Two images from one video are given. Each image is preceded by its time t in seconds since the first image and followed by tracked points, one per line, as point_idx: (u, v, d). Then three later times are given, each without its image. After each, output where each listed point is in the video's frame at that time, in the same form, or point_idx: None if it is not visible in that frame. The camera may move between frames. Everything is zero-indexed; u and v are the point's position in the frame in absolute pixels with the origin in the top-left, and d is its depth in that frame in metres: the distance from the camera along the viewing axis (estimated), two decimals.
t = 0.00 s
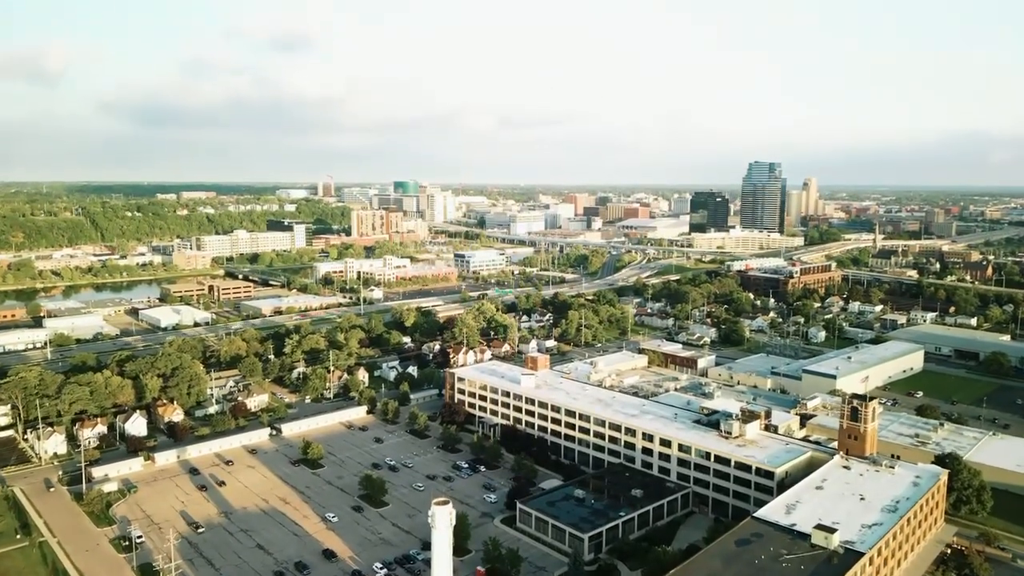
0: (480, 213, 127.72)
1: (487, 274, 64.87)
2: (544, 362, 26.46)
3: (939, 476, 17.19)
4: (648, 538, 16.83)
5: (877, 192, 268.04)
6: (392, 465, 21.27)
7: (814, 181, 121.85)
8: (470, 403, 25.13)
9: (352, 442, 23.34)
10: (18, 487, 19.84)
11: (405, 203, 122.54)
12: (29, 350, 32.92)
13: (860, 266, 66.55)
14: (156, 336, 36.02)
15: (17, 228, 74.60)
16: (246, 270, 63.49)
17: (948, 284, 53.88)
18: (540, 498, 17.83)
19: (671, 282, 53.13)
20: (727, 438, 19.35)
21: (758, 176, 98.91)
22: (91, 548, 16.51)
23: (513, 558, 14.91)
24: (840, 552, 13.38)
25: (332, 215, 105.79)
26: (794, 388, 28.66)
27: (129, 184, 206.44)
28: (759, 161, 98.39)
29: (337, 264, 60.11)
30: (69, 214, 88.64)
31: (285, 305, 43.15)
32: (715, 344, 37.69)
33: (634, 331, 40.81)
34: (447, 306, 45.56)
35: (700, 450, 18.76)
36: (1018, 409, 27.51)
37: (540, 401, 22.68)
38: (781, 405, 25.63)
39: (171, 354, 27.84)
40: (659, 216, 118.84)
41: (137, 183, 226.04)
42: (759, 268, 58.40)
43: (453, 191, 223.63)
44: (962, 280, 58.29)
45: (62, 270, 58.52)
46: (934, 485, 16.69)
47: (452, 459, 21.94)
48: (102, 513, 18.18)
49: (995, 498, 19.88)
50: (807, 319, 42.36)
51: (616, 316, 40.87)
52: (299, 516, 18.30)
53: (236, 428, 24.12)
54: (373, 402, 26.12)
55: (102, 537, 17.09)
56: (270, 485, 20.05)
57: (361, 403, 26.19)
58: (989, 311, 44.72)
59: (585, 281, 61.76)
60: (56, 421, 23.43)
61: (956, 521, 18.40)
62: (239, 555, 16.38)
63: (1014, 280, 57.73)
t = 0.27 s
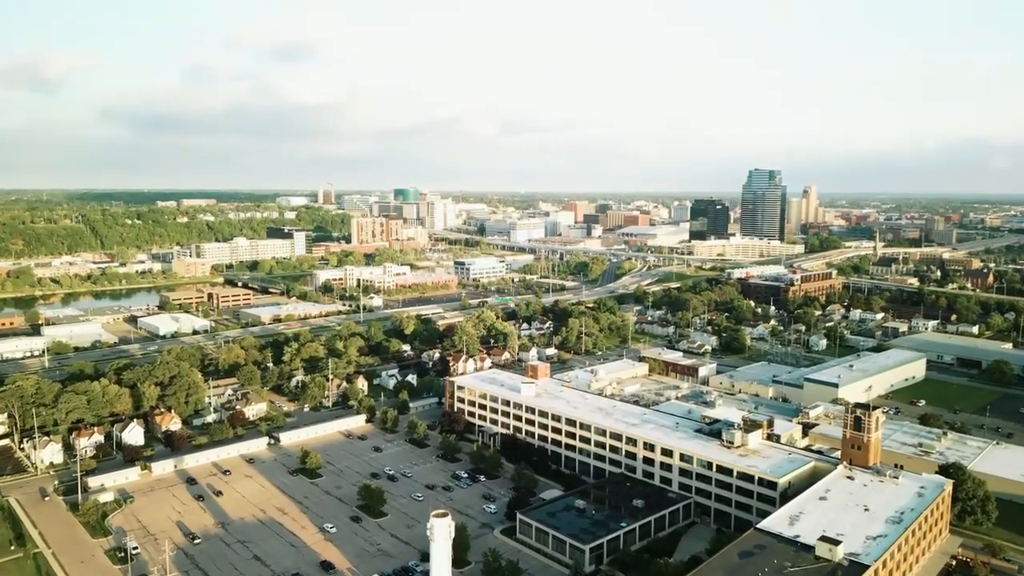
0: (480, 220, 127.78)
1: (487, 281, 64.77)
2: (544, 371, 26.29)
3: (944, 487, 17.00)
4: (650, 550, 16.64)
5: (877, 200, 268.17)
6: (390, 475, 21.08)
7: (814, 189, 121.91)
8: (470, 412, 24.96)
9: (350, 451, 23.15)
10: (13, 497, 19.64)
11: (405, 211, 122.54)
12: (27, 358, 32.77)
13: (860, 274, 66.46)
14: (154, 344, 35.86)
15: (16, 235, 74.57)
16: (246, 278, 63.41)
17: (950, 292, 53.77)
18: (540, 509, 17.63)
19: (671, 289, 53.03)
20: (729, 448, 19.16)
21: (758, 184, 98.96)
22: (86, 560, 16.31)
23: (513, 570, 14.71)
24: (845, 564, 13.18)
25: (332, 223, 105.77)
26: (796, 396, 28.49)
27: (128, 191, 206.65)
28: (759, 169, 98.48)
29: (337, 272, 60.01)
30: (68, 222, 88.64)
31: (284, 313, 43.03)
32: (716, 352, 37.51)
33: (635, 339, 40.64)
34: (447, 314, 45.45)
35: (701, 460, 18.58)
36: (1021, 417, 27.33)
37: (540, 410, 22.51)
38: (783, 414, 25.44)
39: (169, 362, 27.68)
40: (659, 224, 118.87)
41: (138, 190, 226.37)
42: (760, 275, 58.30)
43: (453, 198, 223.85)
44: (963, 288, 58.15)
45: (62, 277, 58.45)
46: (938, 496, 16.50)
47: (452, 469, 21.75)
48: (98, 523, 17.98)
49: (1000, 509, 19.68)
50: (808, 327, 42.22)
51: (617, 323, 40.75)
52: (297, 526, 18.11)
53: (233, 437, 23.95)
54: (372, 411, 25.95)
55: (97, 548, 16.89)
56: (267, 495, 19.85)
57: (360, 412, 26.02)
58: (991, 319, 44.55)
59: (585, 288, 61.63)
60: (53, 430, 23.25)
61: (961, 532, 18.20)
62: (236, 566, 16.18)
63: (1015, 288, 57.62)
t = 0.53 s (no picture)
0: (480, 227, 127.79)
1: (487, 289, 64.62)
2: (544, 379, 26.09)
3: (949, 497, 16.81)
4: (652, 561, 16.44)
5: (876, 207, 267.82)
6: (389, 485, 20.87)
7: (814, 196, 121.94)
8: (470, 421, 24.77)
9: (349, 461, 22.96)
10: (8, 507, 19.46)
11: (405, 218, 122.54)
12: (25, 366, 32.61)
13: (861, 282, 66.34)
14: (152, 352, 35.70)
15: (16, 243, 74.48)
16: (246, 285, 63.28)
17: (951, 300, 53.62)
18: (540, 520, 17.43)
19: (672, 297, 52.88)
20: (731, 458, 18.99)
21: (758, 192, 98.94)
22: (81, 572, 16.11)
23: None
24: None
25: (332, 230, 105.73)
26: (798, 405, 28.29)
27: (128, 199, 206.32)
28: (759, 176, 98.51)
29: (337, 279, 59.93)
30: (68, 229, 88.58)
31: (283, 320, 42.86)
32: (717, 360, 37.33)
33: (636, 347, 40.49)
34: (447, 322, 45.28)
35: (703, 470, 18.41)
36: None
37: (541, 419, 22.32)
38: (786, 423, 25.25)
39: (167, 371, 27.51)
40: (659, 231, 118.77)
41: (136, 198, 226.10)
42: (761, 283, 58.14)
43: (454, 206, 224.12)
44: (965, 296, 58.01)
45: (61, 285, 58.34)
46: (943, 507, 16.29)
47: (451, 478, 21.56)
48: (93, 534, 17.78)
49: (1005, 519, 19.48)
50: (810, 335, 42.04)
51: (617, 331, 40.58)
52: (294, 537, 17.92)
53: (232, 445, 23.75)
54: (371, 420, 25.76)
55: (92, 560, 16.69)
56: (265, 505, 19.66)
57: (360, 421, 25.84)
58: (992, 327, 44.40)
59: (585, 295, 61.50)
60: (49, 439, 23.07)
61: (966, 543, 18.00)
62: None
63: (1016, 296, 57.47)
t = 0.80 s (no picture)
0: (480, 235, 127.82)
1: (487, 296, 64.51)
2: (544, 388, 25.92)
3: (954, 508, 16.63)
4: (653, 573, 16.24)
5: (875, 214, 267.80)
6: (388, 495, 20.67)
7: (814, 204, 121.95)
8: (469, 430, 24.59)
9: (348, 470, 22.77)
10: (3, 517, 19.26)
11: (405, 225, 122.54)
12: (22, 375, 32.45)
13: (862, 289, 66.23)
14: (150, 360, 35.54)
15: (15, 250, 74.40)
16: (245, 293, 63.17)
17: (952, 307, 53.50)
18: (541, 531, 17.23)
19: (672, 304, 52.77)
20: (733, 468, 18.81)
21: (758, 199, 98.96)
22: None
23: None
24: None
25: (332, 238, 105.67)
26: (800, 414, 28.13)
27: (127, 207, 206.20)
28: (759, 184, 98.59)
29: (336, 287, 59.84)
30: (68, 237, 88.56)
31: (282, 328, 42.73)
32: (718, 368, 37.17)
33: (636, 354, 40.34)
34: (447, 329, 45.15)
35: (705, 480, 18.22)
36: None
37: (541, 428, 22.15)
38: (788, 432, 25.06)
39: (165, 379, 27.35)
40: (659, 238, 118.77)
41: (136, 206, 225.98)
42: (761, 290, 58.03)
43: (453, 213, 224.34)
44: (966, 304, 57.89)
45: (60, 292, 58.23)
46: (948, 517, 16.11)
47: (451, 488, 21.37)
48: (88, 545, 17.57)
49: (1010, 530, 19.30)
50: (811, 343, 41.89)
51: (618, 339, 40.44)
52: (292, 548, 17.71)
53: (229, 455, 23.57)
54: (370, 429, 25.58)
55: (87, 571, 16.48)
56: (263, 515, 19.46)
57: (358, 429, 25.65)
58: (994, 335, 44.25)
59: (585, 303, 61.35)
60: (46, 448, 22.89)
61: (971, 554, 17.81)
62: None
63: (1017, 303, 57.36)
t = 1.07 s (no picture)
0: (480, 242, 127.79)
1: (487, 304, 64.39)
2: (545, 397, 25.74)
3: (960, 519, 16.44)
4: None
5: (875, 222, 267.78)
6: (387, 505, 20.48)
7: (814, 211, 121.93)
8: (469, 439, 24.41)
9: (347, 480, 22.58)
10: None
11: (405, 233, 122.51)
12: (19, 383, 32.26)
13: (863, 297, 66.10)
14: (149, 368, 35.35)
15: (14, 258, 74.31)
16: (245, 300, 63.03)
17: (953, 315, 53.34)
18: (541, 541, 17.04)
19: (673, 312, 52.62)
20: (735, 477, 18.63)
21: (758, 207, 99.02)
22: None
23: None
24: None
25: (332, 245, 105.59)
26: (802, 423, 27.94)
27: (127, 216, 205.99)
28: (759, 192, 98.65)
29: (336, 294, 59.72)
30: (68, 244, 88.45)
31: (281, 336, 42.56)
32: (719, 376, 36.99)
33: (637, 362, 40.15)
34: (447, 337, 44.99)
35: (707, 490, 18.04)
36: None
37: (541, 437, 21.98)
38: (790, 441, 24.87)
39: (163, 388, 27.18)
40: (659, 246, 118.77)
41: (136, 214, 225.81)
42: (761, 298, 57.89)
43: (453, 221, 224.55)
44: (967, 311, 57.75)
45: (59, 300, 58.11)
46: (954, 528, 15.92)
47: (450, 498, 21.17)
48: (83, 556, 17.37)
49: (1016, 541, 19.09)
50: (812, 350, 41.74)
51: (618, 347, 40.29)
52: (289, 559, 17.52)
53: (227, 464, 23.38)
54: (369, 438, 25.39)
55: None
56: (260, 526, 19.27)
57: (357, 438, 25.47)
58: (996, 342, 44.08)
59: (585, 311, 61.22)
60: (42, 457, 22.71)
61: (976, 565, 17.60)
62: None
63: (1019, 311, 57.22)
